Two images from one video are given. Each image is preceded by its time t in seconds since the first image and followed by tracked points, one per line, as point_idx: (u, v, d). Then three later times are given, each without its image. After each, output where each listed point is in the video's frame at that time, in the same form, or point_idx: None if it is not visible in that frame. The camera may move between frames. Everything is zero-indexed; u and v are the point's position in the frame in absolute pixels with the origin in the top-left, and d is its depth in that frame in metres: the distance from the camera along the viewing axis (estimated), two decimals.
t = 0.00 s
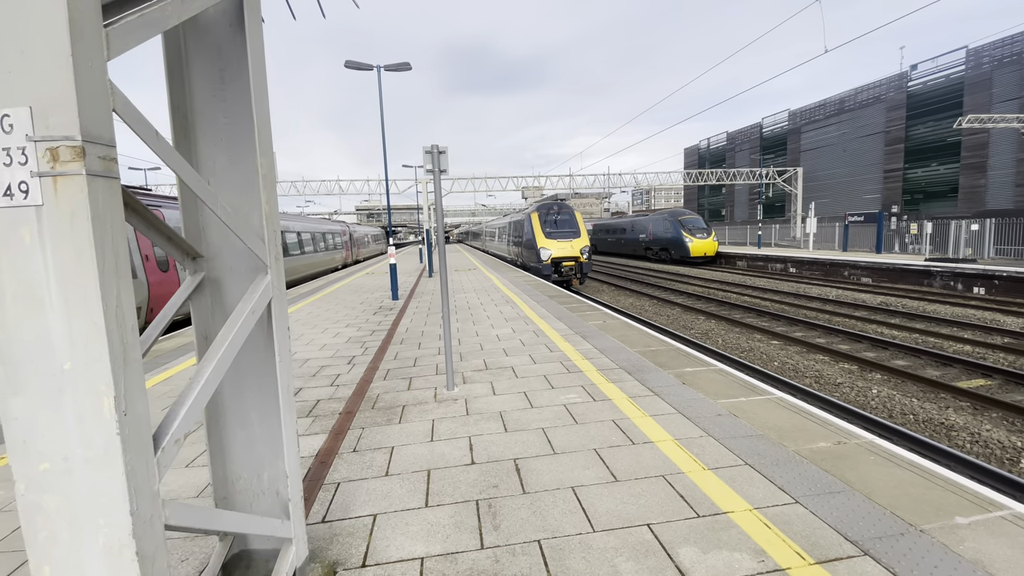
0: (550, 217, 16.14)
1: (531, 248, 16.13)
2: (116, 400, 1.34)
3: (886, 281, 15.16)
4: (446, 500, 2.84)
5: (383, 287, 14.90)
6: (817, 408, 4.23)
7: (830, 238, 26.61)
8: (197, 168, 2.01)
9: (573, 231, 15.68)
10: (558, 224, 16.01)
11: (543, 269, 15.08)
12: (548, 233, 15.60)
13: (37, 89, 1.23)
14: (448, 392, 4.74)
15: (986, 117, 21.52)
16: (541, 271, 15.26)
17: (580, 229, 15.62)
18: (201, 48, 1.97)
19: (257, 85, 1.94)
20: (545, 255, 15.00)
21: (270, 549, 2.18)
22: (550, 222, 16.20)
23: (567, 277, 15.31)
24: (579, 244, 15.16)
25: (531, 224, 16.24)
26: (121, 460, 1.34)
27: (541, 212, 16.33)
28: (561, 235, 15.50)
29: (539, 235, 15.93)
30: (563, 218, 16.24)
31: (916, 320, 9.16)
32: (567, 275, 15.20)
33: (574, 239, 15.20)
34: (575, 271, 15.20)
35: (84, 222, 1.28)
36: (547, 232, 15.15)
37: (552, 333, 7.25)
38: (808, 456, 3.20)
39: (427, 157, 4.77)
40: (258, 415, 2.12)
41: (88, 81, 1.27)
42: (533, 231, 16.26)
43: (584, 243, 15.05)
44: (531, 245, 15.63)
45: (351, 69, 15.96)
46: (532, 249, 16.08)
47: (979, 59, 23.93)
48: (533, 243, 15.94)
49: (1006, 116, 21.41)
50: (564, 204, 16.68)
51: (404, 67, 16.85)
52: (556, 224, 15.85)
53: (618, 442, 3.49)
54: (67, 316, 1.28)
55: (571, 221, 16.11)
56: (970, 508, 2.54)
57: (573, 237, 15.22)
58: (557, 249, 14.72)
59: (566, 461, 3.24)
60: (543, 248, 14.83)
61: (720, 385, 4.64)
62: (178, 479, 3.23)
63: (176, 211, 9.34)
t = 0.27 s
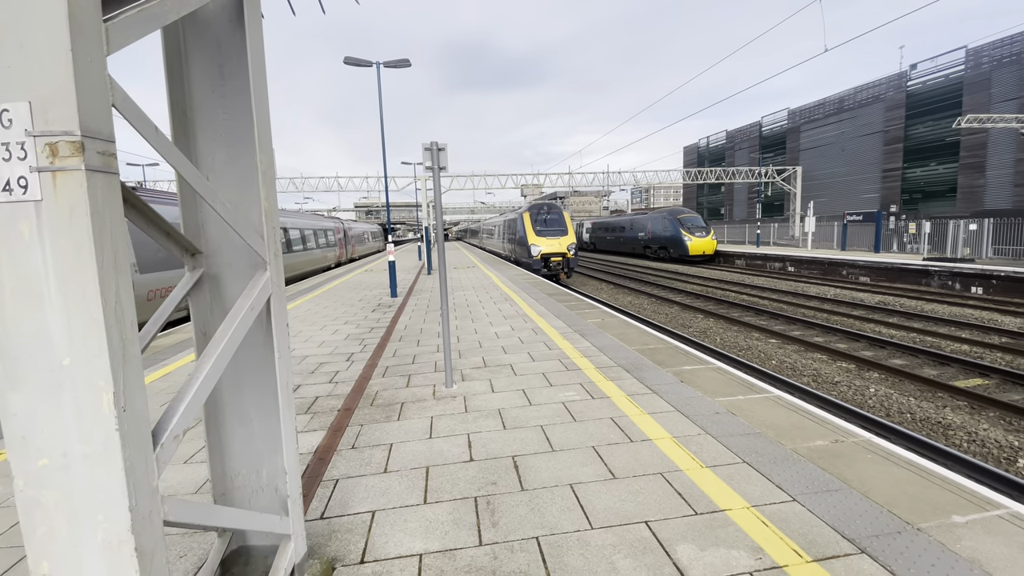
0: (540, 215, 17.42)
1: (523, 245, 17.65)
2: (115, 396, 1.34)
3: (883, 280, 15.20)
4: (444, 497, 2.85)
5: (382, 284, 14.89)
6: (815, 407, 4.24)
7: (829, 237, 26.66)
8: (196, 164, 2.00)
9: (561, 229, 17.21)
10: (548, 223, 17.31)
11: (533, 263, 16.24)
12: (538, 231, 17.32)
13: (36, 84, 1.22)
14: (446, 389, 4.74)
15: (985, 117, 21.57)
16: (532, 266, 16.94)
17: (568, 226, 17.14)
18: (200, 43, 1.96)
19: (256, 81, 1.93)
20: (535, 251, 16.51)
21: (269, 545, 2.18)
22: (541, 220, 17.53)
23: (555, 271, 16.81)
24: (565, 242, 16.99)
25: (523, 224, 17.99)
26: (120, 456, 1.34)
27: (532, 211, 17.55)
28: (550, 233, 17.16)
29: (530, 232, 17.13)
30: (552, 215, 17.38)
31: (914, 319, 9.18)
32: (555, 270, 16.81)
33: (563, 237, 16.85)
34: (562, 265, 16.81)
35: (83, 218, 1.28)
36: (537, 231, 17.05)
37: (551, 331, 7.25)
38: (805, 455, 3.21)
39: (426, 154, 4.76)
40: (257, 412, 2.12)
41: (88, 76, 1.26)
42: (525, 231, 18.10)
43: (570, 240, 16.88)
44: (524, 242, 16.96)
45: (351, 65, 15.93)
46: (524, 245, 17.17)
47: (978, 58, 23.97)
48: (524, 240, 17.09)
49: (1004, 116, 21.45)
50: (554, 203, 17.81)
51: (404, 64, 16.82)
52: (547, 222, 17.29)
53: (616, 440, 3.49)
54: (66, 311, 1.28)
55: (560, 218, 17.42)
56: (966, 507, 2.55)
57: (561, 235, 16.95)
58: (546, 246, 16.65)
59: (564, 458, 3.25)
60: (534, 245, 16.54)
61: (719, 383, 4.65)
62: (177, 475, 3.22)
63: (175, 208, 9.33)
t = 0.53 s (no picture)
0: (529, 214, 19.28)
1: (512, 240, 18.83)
2: (115, 391, 1.34)
3: (880, 278, 15.26)
4: (442, 492, 2.86)
5: (379, 280, 14.86)
6: (811, 404, 4.26)
7: (826, 235, 26.73)
8: (194, 159, 2.00)
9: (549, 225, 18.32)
10: (537, 219, 18.45)
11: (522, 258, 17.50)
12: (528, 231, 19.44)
13: (33, 78, 1.21)
14: (444, 385, 4.75)
15: (983, 116, 21.62)
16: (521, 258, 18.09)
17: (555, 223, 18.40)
18: (199, 37, 1.95)
19: (255, 76, 1.92)
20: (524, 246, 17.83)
21: (267, 540, 2.19)
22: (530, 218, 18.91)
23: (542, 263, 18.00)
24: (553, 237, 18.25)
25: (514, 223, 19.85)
26: (119, 451, 1.34)
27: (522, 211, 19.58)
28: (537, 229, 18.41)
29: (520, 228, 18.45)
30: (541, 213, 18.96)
31: (910, 317, 9.23)
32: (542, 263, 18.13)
33: (551, 232, 18.17)
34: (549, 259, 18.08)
35: (82, 213, 1.28)
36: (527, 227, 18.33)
37: (548, 327, 7.26)
38: (801, 451, 3.22)
39: (425, 150, 4.74)
40: (255, 407, 2.12)
41: (87, 71, 1.26)
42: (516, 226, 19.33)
43: (557, 236, 18.14)
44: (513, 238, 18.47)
45: (349, 59, 15.84)
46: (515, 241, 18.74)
47: (977, 57, 24.00)
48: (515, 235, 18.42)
49: (1002, 115, 21.50)
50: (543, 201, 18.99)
51: (402, 59, 16.74)
52: (536, 218, 18.45)
53: (613, 436, 3.51)
54: (65, 306, 1.28)
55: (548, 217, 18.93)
56: (960, 503, 2.57)
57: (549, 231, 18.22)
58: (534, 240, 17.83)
59: (561, 454, 3.26)
60: (522, 240, 17.90)
61: (716, 380, 4.67)
62: (174, 471, 3.22)
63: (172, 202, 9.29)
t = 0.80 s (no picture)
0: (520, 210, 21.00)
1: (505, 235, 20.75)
2: (113, 384, 1.35)
3: (875, 274, 15.34)
4: (439, 485, 2.88)
5: (376, 274, 14.84)
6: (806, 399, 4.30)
7: (822, 231, 26.81)
8: (192, 152, 1.99)
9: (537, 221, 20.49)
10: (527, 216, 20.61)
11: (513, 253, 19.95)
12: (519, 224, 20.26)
13: (29, 70, 1.21)
14: (441, 379, 4.77)
15: (979, 113, 21.68)
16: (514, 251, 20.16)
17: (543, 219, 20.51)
18: (195, 28, 1.94)
19: (252, 68, 1.92)
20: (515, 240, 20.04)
21: (265, 532, 2.20)
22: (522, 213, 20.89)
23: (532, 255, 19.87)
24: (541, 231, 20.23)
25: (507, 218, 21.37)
26: (118, 443, 1.35)
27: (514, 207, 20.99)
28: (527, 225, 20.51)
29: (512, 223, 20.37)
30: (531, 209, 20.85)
31: (904, 313, 9.29)
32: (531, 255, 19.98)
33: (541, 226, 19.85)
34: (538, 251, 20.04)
35: (79, 205, 1.28)
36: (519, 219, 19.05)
37: (545, 322, 7.28)
38: (794, 446, 3.26)
39: (422, 144, 4.73)
40: (253, 399, 2.13)
41: (83, 62, 1.25)
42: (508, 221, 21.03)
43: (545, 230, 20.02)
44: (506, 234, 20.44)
45: (346, 52, 15.76)
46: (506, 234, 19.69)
47: (974, 54, 24.03)
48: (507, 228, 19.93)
49: (998, 113, 21.57)
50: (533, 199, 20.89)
51: (400, 52, 16.66)
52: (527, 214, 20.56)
53: (609, 430, 3.54)
54: (63, 299, 1.28)
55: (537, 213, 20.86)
56: (950, 497, 2.61)
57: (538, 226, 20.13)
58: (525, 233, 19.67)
59: (557, 447, 3.29)
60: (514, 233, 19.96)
61: (711, 375, 4.70)
62: (172, 463, 3.23)
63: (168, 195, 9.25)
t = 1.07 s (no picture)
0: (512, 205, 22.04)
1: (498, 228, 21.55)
2: (108, 376, 1.33)
3: (870, 269, 15.39)
4: (437, 478, 2.88)
5: (372, 267, 14.79)
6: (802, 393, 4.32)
7: (818, 226, 26.86)
8: (186, 142, 1.96)
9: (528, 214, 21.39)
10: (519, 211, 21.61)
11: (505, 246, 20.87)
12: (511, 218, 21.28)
13: (21, 56, 1.18)
14: (438, 372, 4.76)
15: (977, 109, 21.70)
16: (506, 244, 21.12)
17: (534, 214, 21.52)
18: (190, 15, 1.90)
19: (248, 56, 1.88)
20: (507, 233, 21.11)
21: (262, 524, 2.20)
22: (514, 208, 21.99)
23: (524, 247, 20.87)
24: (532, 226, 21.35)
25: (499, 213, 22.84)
26: (113, 436, 1.34)
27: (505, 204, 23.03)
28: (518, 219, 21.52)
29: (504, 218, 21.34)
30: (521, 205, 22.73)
31: (899, 308, 9.33)
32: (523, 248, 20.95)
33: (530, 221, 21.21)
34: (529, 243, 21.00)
35: (72, 194, 1.25)
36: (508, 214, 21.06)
37: (542, 316, 7.27)
38: (791, 439, 3.27)
39: (420, 135, 4.69)
40: (249, 392, 2.11)
41: (77, 49, 1.23)
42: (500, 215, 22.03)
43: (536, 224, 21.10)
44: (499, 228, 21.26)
45: (342, 42, 15.62)
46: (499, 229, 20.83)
47: (973, 49, 24.00)
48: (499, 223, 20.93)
49: (996, 109, 21.58)
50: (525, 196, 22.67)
51: (396, 43, 16.52)
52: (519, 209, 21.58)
53: (606, 423, 3.54)
54: (56, 289, 1.25)
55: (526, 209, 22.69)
56: (947, 491, 2.63)
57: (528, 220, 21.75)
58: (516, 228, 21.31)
59: (554, 440, 3.29)
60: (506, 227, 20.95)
61: (708, 369, 4.71)
62: (167, 456, 3.21)
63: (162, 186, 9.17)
